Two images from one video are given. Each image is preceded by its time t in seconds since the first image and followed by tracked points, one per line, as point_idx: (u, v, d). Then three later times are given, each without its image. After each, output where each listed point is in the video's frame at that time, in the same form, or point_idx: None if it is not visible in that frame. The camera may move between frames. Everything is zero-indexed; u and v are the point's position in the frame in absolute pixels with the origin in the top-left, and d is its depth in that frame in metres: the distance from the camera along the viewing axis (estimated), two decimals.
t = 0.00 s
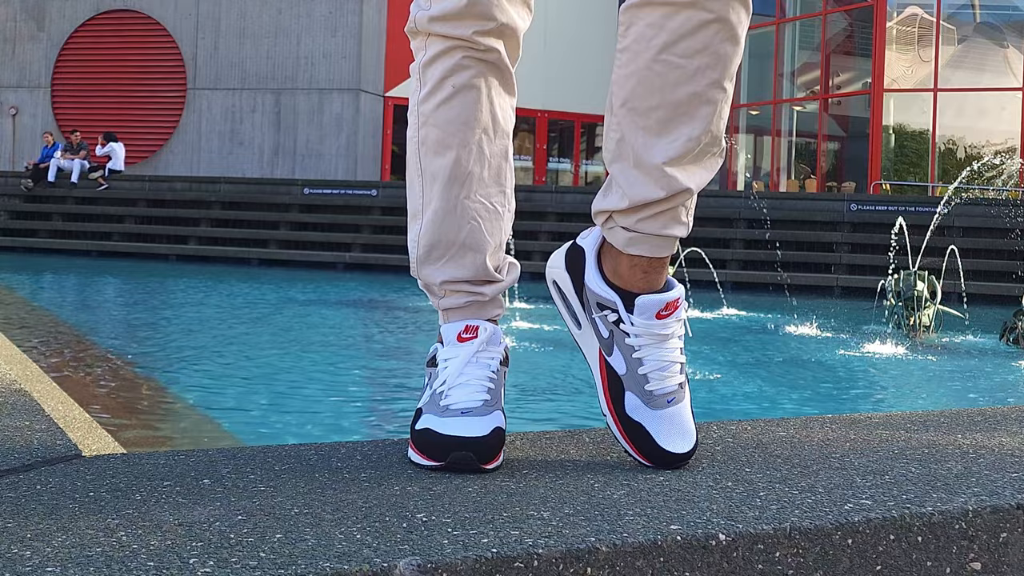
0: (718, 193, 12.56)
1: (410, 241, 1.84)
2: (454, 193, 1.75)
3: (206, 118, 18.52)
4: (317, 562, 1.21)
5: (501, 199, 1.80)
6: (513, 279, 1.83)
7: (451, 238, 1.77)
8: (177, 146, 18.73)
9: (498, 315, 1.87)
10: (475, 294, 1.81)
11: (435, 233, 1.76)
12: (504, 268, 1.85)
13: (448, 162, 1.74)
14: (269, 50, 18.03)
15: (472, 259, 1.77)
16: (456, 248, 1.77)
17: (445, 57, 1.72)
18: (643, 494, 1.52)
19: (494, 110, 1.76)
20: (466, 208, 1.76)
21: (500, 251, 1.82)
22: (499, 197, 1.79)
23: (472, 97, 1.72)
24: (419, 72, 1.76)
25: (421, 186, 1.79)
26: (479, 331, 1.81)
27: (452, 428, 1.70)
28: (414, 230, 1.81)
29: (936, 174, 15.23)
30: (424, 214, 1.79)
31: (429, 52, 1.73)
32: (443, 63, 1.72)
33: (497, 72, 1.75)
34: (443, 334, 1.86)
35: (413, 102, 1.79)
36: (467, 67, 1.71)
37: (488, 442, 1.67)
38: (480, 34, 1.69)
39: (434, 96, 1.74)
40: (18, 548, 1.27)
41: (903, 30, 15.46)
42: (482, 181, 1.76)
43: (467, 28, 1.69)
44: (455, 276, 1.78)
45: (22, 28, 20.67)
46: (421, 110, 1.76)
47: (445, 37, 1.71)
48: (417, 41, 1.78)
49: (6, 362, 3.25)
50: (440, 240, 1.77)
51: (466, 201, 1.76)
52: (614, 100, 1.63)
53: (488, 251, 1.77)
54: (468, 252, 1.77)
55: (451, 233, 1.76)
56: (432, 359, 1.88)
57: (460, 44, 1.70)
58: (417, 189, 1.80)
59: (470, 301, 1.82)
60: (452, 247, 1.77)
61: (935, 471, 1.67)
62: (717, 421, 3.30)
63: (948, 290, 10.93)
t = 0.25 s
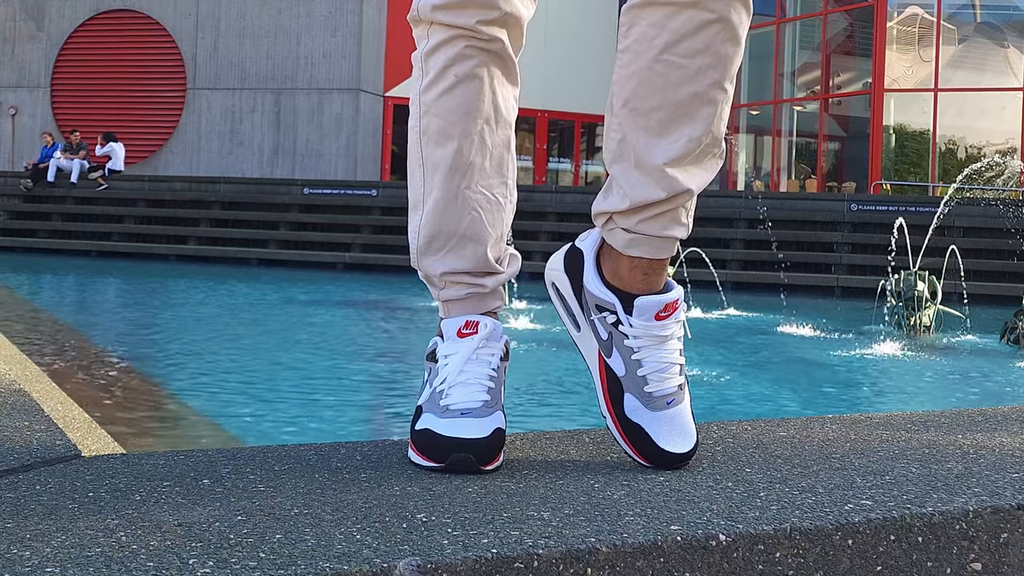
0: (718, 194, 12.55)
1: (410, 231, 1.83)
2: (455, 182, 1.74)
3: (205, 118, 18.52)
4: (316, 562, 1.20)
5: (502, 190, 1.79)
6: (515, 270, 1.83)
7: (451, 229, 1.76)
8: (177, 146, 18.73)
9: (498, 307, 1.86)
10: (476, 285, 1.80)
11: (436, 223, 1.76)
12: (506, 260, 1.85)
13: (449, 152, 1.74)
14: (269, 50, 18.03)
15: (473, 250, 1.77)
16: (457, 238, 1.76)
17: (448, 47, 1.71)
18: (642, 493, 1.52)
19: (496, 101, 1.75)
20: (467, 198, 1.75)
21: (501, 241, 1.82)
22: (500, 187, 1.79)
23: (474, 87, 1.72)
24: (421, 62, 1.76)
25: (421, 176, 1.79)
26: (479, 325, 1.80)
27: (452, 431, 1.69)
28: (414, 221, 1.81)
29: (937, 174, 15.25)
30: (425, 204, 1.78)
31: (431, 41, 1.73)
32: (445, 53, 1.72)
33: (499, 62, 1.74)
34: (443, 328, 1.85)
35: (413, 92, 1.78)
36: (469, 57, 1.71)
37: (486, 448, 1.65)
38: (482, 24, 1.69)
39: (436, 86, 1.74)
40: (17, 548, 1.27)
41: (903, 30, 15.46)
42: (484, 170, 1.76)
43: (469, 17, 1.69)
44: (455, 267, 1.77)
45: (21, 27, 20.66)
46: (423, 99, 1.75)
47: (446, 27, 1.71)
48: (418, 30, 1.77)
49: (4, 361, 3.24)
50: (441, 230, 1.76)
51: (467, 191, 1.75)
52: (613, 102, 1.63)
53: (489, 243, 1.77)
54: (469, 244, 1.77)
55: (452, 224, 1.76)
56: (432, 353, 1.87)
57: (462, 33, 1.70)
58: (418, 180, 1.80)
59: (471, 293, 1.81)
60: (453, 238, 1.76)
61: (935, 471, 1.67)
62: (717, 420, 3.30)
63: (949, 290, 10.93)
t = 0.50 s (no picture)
0: (718, 193, 12.54)
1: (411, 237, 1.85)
2: (457, 188, 1.77)
3: (205, 118, 18.52)
4: (316, 562, 1.20)
5: (504, 197, 1.81)
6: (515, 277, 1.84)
7: (453, 235, 1.78)
8: (176, 146, 18.73)
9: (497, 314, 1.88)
10: (477, 291, 1.82)
11: (438, 228, 1.78)
12: (506, 267, 1.87)
13: (451, 159, 1.76)
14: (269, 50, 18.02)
15: (474, 255, 1.79)
16: (458, 244, 1.79)
17: (452, 53, 1.74)
18: (643, 494, 1.52)
19: (501, 108, 1.78)
20: (469, 204, 1.78)
21: (503, 248, 1.83)
22: (502, 194, 1.80)
23: (477, 96, 1.75)
24: (424, 69, 1.78)
25: (423, 183, 1.81)
26: (479, 329, 1.82)
27: (452, 431, 1.68)
28: (414, 230, 1.84)
29: (938, 174, 15.22)
30: (427, 210, 1.80)
31: (437, 48, 1.76)
32: (449, 60, 1.75)
33: (504, 69, 1.76)
34: (443, 331, 1.86)
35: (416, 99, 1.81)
36: (473, 64, 1.74)
37: (488, 447, 1.65)
38: (487, 30, 1.72)
39: (439, 93, 1.76)
40: (16, 549, 1.26)
41: (904, 30, 15.47)
42: (486, 177, 1.78)
43: (475, 24, 1.72)
44: (457, 272, 1.79)
45: (21, 28, 20.65)
46: (426, 105, 1.77)
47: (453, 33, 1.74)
48: (423, 39, 1.80)
49: (4, 361, 3.24)
50: (442, 236, 1.78)
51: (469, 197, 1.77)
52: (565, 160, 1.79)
53: (489, 249, 1.79)
54: (470, 249, 1.79)
55: (454, 229, 1.78)
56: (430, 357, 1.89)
57: (467, 41, 1.73)
58: (420, 186, 1.82)
59: (472, 298, 1.82)
60: (456, 244, 1.78)
61: (936, 471, 1.66)
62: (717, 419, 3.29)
63: (950, 291, 10.92)
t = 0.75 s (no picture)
0: (719, 194, 12.53)
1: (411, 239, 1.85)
2: (457, 189, 1.77)
3: (205, 118, 18.50)
4: (316, 563, 1.20)
5: (504, 199, 1.82)
6: (516, 281, 1.85)
7: (456, 235, 1.78)
8: (176, 146, 18.72)
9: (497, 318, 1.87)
10: (478, 292, 1.82)
11: (439, 229, 1.78)
12: (505, 271, 1.87)
13: (452, 161, 1.77)
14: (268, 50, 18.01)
15: (474, 257, 1.79)
16: (459, 245, 1.79)
17: (453, 55, 1.74)
18: (643, 494, 1.51)
19: (501, 111, 1.79)
20: (470, 205, 1.78)
21: (503, 250, 1.84)
22: (502, 196, 1.81)
23: (478, 98, 1.75)
24: (426, 71, 1.79)
25: (424, 185, 1.81)
26: (478, 332, 1.82)
27: (453, 429, 1.68)
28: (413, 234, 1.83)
29: (938, 174, 15.20)
30: (426, 213, 1.80)
31: (438, 50, 1.76)
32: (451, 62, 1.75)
33: (502, 72, 1.77)
34: (441, 336, 1.86)
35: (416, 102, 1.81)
36: (475, 65, 1.74)
37: (489, 445, 1.65)
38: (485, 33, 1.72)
39: (441, 94, 1.76)
40: (15, 550, 1.26)
41: (904, 29, 15.47)
42: (487, 179, 1.79)
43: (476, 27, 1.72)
44: (457, 273, 1.79)
45: (20, 27, 20.63)
46: (427, 108, 1.78)
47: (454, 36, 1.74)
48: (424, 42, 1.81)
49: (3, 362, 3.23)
50: (442, 238, 1.79)
51: (469, 197, 1.78)
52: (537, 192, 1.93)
53: (491, 250, 1.80)
54: (470, 250, 1.79)
55: (453, 231, 1.78)
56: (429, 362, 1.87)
57: (468, 42, 1.73)
58: (420, 188, 1.82)
59: (471, 300, 1.82)
60: (456, 244, 1.79)
61: (937, 471, 1.66)
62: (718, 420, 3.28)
63: (951, 290, 10.92)
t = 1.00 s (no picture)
0: (719, 193, 12.52)
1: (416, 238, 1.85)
2: (462, 196, 1.77)
3: (205, 117, 18.50)
4: (315, 564, 1.19)
5: (510, 206, 1.81)
6: (516, 286, 1.85)
7: (457, 241, 1.79)
8: (175, 146, 18.71)
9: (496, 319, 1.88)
10: (477, 295, 1.82)
11: (443, 234, 1.78)
12: (506, 275, 1.87)
13: (458, 165, 1.76)
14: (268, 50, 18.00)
15: (476, 264, 1.80)
16: (461, 251, 1.79)
17: (465, 62, 1.74)
18: (643, 495, 1.51)
19: (511, 116, 1.78)
20: (473, 213, 1.78)
21: (506, 256, 1.84)
22: (507, 204, 1.81)
23: (487, 103, 1.75)
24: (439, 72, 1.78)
25: (431, 188, 1.81)
26: (473, 327, 1.82)
27: (445, 421, 1.69)
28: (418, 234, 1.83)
29: (939, 174, 15.16)
30: (432, 216, 1.81)
31: (451, 54, 1.75)
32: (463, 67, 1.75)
33: (515, 81, 1.77)
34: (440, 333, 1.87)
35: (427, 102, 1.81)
36: (487, 74, 1.73)
37: (484, 434, 1.67)
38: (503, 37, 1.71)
39: (452, 99, 1.76)
40: (15, 550, 1.25)
41: (905, 29, 15.45)
42: (492, 186, 1.78)
43: (493, 30, 1.70)
44: (457, 277, 1.80)
45: (19, 27, 20.62)
46: (438, 110, 1.77)
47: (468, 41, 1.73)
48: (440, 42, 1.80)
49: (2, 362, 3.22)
50: (445, 242, 1.79)
51: (473, 205, 1.77)
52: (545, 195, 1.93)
53: (492, 258, 1.80)
54: (473, 257, 1.79)
55: (456, 237, 1.78)
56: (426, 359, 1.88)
57: (483, 50, 1.72)
58: (429, 189, 1.82)
59: (469, 304, 1.83)
60: (457, 249, 1.79)
61: (937, 472, 1.65)
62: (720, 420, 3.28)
63: (951, 290, 10.91)
